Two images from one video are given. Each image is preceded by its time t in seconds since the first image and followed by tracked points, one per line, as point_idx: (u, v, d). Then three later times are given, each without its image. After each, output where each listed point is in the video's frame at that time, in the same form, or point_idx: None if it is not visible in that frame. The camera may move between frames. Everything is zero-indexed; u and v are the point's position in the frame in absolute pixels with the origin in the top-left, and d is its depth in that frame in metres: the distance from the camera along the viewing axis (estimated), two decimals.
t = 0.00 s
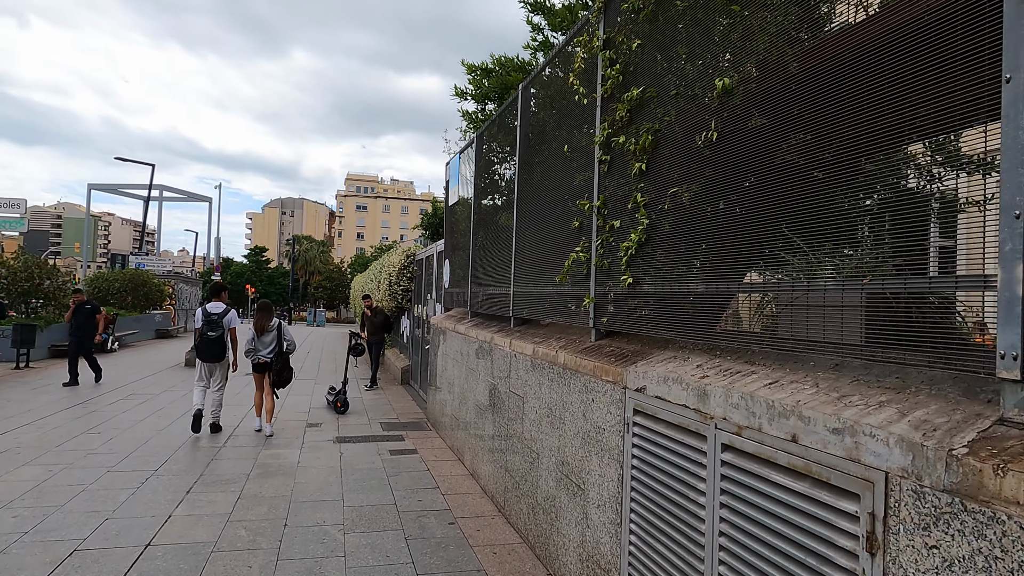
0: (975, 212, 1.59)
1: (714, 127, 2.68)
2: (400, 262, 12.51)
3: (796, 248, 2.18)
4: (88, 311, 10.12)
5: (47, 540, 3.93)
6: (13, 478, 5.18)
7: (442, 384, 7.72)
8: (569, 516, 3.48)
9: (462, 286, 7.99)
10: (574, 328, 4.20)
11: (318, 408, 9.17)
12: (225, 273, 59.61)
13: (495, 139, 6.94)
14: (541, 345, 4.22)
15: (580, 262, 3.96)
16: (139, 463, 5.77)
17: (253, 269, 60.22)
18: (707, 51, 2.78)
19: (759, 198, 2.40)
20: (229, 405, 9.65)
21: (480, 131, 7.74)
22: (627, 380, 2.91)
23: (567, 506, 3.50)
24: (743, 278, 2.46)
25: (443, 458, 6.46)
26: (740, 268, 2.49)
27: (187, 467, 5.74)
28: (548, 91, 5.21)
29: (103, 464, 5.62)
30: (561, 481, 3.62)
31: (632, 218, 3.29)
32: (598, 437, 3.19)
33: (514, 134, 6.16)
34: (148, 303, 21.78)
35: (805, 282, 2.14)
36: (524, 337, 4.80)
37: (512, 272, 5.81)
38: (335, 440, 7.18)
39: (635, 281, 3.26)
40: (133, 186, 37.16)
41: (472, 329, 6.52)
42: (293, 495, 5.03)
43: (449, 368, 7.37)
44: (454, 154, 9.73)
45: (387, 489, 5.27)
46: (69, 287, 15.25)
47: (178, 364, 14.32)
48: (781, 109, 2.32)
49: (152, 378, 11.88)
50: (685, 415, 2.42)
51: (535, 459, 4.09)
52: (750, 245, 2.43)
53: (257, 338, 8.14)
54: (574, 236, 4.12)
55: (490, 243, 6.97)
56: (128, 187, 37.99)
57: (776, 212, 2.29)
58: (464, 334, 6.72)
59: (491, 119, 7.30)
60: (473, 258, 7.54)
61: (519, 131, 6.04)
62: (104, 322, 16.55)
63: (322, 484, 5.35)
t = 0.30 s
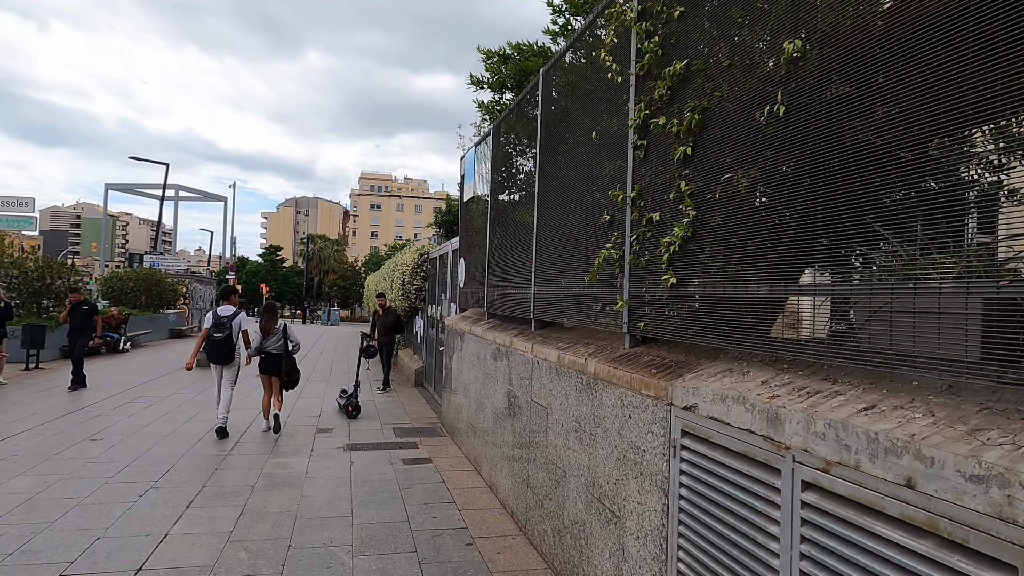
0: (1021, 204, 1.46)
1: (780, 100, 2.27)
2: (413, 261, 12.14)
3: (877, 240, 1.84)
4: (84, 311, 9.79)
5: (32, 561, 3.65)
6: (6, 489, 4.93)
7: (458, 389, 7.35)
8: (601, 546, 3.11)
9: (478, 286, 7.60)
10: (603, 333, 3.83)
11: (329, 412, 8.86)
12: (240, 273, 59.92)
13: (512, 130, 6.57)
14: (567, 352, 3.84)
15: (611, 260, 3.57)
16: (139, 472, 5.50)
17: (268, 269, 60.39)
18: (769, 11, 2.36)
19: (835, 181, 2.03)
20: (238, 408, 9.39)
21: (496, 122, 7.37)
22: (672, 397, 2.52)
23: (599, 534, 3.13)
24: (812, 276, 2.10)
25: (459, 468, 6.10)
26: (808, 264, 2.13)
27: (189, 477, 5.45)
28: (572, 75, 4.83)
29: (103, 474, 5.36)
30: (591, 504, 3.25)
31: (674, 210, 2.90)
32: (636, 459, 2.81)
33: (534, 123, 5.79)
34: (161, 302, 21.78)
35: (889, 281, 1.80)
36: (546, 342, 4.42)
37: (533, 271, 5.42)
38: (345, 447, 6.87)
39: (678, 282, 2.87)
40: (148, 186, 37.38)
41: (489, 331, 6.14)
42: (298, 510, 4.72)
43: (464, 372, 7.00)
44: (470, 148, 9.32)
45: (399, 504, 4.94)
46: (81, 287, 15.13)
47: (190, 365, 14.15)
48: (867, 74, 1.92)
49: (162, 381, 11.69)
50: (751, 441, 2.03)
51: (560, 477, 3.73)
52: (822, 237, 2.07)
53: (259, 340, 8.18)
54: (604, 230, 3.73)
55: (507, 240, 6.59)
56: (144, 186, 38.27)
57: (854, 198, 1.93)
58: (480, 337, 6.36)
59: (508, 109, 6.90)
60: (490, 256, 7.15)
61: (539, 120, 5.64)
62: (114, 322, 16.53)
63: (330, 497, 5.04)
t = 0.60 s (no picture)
0: None
1: (877, 47, 1.89)
2: (428, 258, 11.78)
3: (1015, 212, 1.48)
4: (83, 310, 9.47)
5: None
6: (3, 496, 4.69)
7: (476, 390, 6.98)
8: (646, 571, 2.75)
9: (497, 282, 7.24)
10: (642, 330, 3.46)
11: (342, 414, 8.55)
12: (255, 273, 60.21)
13: (535, 116, 6.22)
14: (601, 351, 3.46)
15: (654, 249, 3.18)
16: (143, 479, 5.24)
17: (283, 268, 60.54)
18: None
19: (950, 142, 1.66)
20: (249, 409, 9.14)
21: (516, 110, 7.02)
22: (737, 404, 2.16)
23: (643, 558, 2.77)
24: (921, 258, 1.73)
25: (479, 474, 5.74)
26: (912, 244, 1.77)
27: (194, 484, 5.18)
28: (602, 52, 4.46)
29: (104, 480, 5.10)
30: (633, 523, 2.89)
31: (732, 189, 2.53)
32: (689, 475, 2.45)
33: (559, 108, 5.43)
34: (176, 302, 21.78)
35: None
36: (576, 340, 4.03)
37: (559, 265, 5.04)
38: (358, 451, 6.56)
39: (737, 271, 2.50)
40: (164, 186, 37.61)
41: (510, 329, 5.77)
42: (308, 520, 4.43)
43: (483, 371, 6.65)
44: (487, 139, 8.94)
45: (416, 515, 4.62)
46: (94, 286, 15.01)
47: (203, 365, 13.97)
48: (1003, 5, 1.54)
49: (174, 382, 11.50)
50: (853, 462, 1.66)
51: (594, 490, 3.37)
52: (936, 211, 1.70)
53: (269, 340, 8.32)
54: (645, 216, 3.34)
55: (529, 234, 6.21)
56: (160, 187, 38.54)
57: (968, 166, 1.59)
58: (500, 336, 6.02)
59: (530, 94, 6.51)
60: (511, 250, 6.77)
61: (567, 102, 5.25)
62: (128, 321, 16.37)
63: (342, 507, 4.74)
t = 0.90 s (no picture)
0: None
1: None
2: (444, 258, 11.41)
3: None
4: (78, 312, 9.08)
5: None
6: None
7: (497, 397, 6.62)
8: None
9: (519, 283, 6.85)
10: (692, 339, 3.07)
11: (356, 420, 8.23)
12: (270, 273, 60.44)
13: (561, 106, 5.85)
14: (647, 361, 3.08)
15: (710, 247, 2.78)
16: (145, 492, 4.96)
17: (297, 268, 60.64)
18: None
19: None
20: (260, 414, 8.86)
21: (539, 100, 6.65)
22: (835, 434, 1.78)
23: None
24: None
25: (502, 489, 5.38)
26: None
27: (200, 498, 4.89)
28: (638, 31, 4.07)
29: (106, 494, 4.83)
30: (689, 563, 2.51)
31: (817, 174, 2.14)
32: (765, 514, 2.07)
33: (588, 95, 5.06)
34: (190, 302, 21.73)
35: None
36: (613, 348, 3.65)
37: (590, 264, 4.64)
38: (373, 461, 6.24)
39: (822, 273, 2.11)
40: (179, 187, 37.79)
41: (534, 333, 5.40)
42: (319, 541, 4.12)
43: (505, 378, 6.28)
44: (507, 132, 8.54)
45: (435, 536, 4.28)
46: (107, 287, 14.90)
47: (216, 368, 13.78)
48: None
49: (185, 385, 11.30)
50: None
51: (638, 518, 3.00)
52: None
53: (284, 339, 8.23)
54: (696, 208, 2.95)
55: (555, 232, 5.82)
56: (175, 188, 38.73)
57: None
58: (523, 340, 5.66)
59: (555, 82, 6.11)
60: (534, 249, 6.38)
61: (597, 88, 4.86)
62: (140, 322, 16.34)
63: (355, 525, 4.43)
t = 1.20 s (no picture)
0: None
1: None
2: (460, 255, 11.04)
3: None
4: (63, 313, 8.62)
5: None
6: None
7: (518, 401, 6.24)
8: None
9: (540, 280, 6.46)
10: (751, 339, 2.67)
11: (369, 424, 7.90)
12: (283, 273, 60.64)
13: (588, 89, 5.48)
14: (699, 365, 2.69)
15: (781, 233, 2.37)
16: (144, 503, 4.66)
17: (310, 268, 60.74)
18: None
19: None
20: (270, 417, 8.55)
21: (562, 86, 6.28)
22: (984, 466, 1.38)
23: None
24: None
25: (525, 501, 5.00)
26: None
27: (202, 509, 4.58)
28: None
29: (102, 505, 4.54)
30: None
31: (935, 135, 1.73)
32: (871, 557, 1.68)
33: (621, 75, 4.68)
34: (203, 301, 21.67)
35: None
36: (655, 351, 3.26)
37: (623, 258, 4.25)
38: (386, 468, 5.90)
39: (944, 260, 1.69)
40: (194, 187, 37.99)
41: (558, 333, 5.02)
42: (326, 558, 3.80)
43: (526, 381, 5.91)
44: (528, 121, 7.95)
45: (454, 553, 3.94)
46: (118, 286, 14.80)
47: (227, 368, 13.56)
48: None
49: (195, 386, 11.06)
50: None
51: (690, 545, 2.62)
52: None
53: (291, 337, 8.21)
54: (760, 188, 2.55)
55: (580, 225, 5.43)
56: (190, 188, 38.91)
57: None
58: (547, 340, 5.29)
59: (581, 65, 5.73)
60: (557, 244, 5.99)
61: (631, 67, 4.46)
62: (151, 322, 16.22)
63: (366, 540, 4.10)
